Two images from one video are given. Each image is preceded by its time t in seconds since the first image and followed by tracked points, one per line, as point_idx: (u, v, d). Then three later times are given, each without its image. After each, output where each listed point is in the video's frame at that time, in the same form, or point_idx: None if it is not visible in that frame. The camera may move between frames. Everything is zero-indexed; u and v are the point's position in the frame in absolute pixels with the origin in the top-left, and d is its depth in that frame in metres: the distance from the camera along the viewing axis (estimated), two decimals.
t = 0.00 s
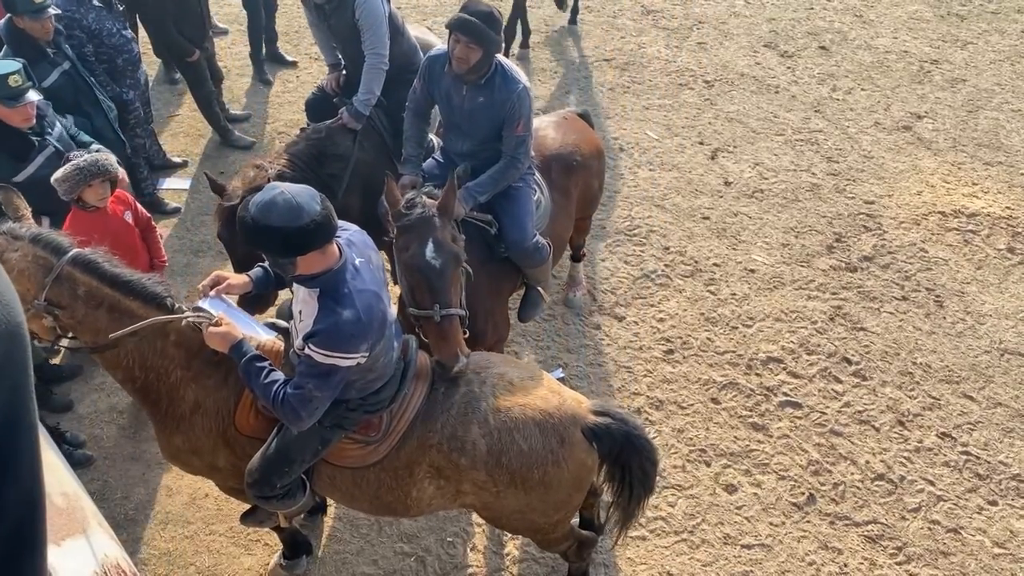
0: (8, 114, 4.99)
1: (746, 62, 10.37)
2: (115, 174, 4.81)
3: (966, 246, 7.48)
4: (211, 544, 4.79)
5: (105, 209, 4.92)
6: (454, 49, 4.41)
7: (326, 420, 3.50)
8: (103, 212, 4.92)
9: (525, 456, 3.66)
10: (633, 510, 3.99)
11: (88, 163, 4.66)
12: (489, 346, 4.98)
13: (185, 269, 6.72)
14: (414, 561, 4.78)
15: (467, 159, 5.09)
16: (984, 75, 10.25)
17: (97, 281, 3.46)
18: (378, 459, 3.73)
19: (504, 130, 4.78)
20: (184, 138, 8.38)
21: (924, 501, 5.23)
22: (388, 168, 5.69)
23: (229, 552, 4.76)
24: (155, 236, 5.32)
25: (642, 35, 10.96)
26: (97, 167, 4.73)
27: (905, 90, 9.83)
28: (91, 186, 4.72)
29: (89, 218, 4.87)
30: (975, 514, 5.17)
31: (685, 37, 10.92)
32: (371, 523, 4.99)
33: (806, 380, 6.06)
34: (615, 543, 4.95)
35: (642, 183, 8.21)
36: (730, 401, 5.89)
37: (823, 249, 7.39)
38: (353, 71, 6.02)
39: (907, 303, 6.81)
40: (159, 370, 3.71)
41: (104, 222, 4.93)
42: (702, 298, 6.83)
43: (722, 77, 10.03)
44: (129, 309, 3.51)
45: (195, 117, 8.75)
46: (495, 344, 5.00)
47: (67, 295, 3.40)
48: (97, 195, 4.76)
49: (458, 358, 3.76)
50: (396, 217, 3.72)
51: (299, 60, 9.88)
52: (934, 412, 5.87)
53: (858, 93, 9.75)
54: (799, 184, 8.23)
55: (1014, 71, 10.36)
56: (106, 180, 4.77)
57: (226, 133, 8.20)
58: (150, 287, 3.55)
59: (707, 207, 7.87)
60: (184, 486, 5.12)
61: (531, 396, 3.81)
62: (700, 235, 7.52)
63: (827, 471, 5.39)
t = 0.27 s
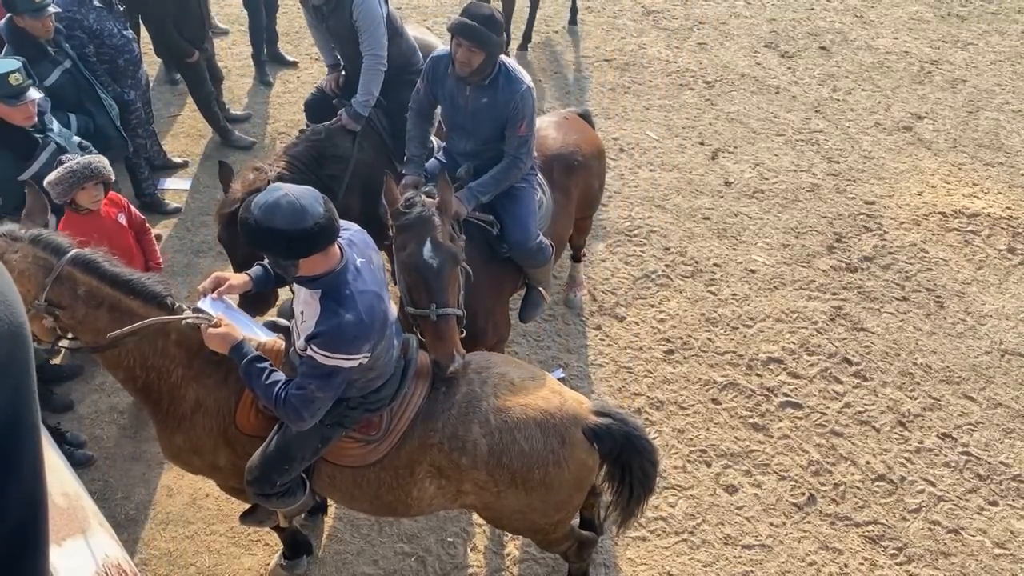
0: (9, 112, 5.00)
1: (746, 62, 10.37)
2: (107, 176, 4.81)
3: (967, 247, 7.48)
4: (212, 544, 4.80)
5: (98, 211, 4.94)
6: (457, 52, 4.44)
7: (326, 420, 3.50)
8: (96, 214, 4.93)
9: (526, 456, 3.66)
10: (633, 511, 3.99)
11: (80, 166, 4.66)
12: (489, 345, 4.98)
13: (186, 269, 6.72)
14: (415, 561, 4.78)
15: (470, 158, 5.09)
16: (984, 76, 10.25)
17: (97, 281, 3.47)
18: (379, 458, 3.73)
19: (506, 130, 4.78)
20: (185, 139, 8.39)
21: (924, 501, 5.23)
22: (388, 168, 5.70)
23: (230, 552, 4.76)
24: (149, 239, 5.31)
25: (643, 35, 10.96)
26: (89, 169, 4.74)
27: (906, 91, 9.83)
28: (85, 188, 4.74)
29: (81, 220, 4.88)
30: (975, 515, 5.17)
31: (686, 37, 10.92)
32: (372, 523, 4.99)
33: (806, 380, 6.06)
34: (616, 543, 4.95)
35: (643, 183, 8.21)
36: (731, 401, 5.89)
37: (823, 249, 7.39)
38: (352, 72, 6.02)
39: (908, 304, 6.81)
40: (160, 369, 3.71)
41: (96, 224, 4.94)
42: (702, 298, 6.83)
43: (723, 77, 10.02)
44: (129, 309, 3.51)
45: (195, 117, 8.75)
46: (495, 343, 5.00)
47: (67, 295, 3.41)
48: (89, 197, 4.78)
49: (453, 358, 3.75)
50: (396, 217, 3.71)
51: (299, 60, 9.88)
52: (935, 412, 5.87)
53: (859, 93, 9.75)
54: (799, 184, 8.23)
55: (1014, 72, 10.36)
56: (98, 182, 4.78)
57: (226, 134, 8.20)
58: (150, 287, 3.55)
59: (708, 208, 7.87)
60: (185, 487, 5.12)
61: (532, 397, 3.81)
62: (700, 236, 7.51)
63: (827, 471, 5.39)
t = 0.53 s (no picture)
0: (9, 111, 5.01)
1: (746, 63, 10.37)
2: (104, 179, 4.80)
3: (967, 247, 7.48)
4: (212, 544, 4.80)
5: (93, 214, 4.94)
6: (459, 52, 4.45)
7: (327, 420, 3.50)
8: (91, 216, 4.93)
9: (526, 457, 3.66)
10: (633, 512, 3.99)
11: (76, 169, 4.66)
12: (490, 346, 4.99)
13: (186, 270, 6.72)
14: (415, 561, 4.78)
15: (471, 159, 5.09)
16: (985, 76, 10.24)
17: (98, 280, 3.47)
18: (380, 458, 3.73)
19: (507, 131, 4.79)
20: (185, 139, 8.39)
21: (924, 501, 5.23)
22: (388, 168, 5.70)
23: (230, 552, 4.77)
24: (145, 240, 5.31)
25: (643, 35, 10.96)
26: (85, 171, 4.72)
27: (906, 91, 9.83)
28: (80, 191, 4.73)
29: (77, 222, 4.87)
30: (975, 515, 5.17)
31: (686, 37, 10.93)
32: (372, 523, 4.99)
33: (806, 381, 6.06)
34: (616, 543, 4.95)
35: (643, 183, 8.21)
36: (731, 401, 5.89)
37: (823, 249, 7.39)
38: (351, 72, 6.03)
39: (908, 304, 6.81)
40: (162, 368, 3.72)
41: (92, 226, 4.94)
42: (702, 298, 6.83)
43: (723, 77, 10.02)
44: (131, 308, 3.51)
45: (195, 117, 8.76)
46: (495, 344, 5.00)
47: (69, 294, 3.42)
48: (86, 200, 4.77)
49: (454, 361, 3.75)
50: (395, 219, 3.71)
51: (299, 60, 9.89)
52: (935, 413, 5.87)
53: (859, 93, 9.75)
54: (800, 184, 8.24)
55: (1015, 72, 10.36)
56: (94, 185, 4.77)
57: (226, 134, 8.20)
58: (153, 286, 3.55)
59: (708, 208, 7.87)
60: (186, 486, 5.13)
61: (532, 397, 3.81)
62: (700, 236, 7.51)
63: (827, 472, 5.39)
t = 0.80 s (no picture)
0: (7, 107, 5.00)
1: (747, 63, 10.36)
2: (100, 180, 4.82)
3: (967, 247, 7.48)
4: (212, 544, 4.80)
5: (91, 215, 4.95)
6: (459, 51, 4.45)
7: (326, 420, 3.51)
8: (89, 216, 4.94)
9: (524, 457, 3.67)
10: (631, 514, 3.99)
11: (73, 170, 4.67)
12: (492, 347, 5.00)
13: (186, 269, 6.73)
14: (415, 561, 4.78)
15: (472, 159, 5.09)
16: (986, 76, 10.24)
17: (97, 280, 3.47)
18: (378, 458, 3.74)
19: (508, 131, 4.78)
20: (185, 139, 8.40)
21: (924, 502, 5.23)
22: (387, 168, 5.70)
23: (230, 552, 4.77)
24: (143, 241, 5.32)
25: (644, 35, 10.96)
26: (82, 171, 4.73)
27: (907, 91, 9.83)
28: (78, 192, 4.73)
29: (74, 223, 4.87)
30: (976, 515, 5.17)
31: (686, 37, 10.92)
32: (372, 522, 4.99)
33: (806, 381, 6.06)
34: (616, 543, 4.95)
35: (643, 183, 8.21)
36: (731, 401, 5.89)
37: (824, 249, 7.39)
38: (350, 72, 6.04)
39: (908, 304, 6.81)
40: (161, 369, 3.72)
41: (89, 227, 4.95)
42: (702, 298, 6.83)
43: (724, 77, 10.02)
44: (130, 309, 3.52)
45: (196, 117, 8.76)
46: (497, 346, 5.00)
47: (68, 294, 3.42)
48: (83, 201, 4.78)
49: (456, 361, 3.74)
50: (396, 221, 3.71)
51: (300, 60, 9.89)
52: (935, 413, 5.87)
53: (859, 93, 9.75)
54: (800, 184, 8.23)
55: (1015, 72, 10.35)
56: (91, 187, 4.78)
57: (227, 133, 8.20)
58: (151, 286, 3.55)
59: (708, 208, 7.87)
60: (186, 486, 5.13)
61: (531, 397, 3.81)
62: (701, 236, 7.51)
63: (828, 472, 5.39)
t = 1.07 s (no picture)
0: (5, 102, 5.00)
1: (747, 63, 10.37)
2: (99, 181, 4.81)
3: (968, 247, 7.48)
4: (212, 544, 4.80)
5: (89, 216, 4.95)
6: (460, 50, 4.45)
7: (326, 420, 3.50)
8: (87, 217, 4.94)
9: (526, 457, 3.67)
10: (632, 513, 4.01)
11: (72, 171, 4.67)
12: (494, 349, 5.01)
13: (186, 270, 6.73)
14: (415, 561, 4.78)
15: (473, 160, 5.09)
16: (986, 76, 10.24)
17: (95, 281, 3.47)
18: (379, 458, 3.74)
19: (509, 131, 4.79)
20: (186, 139, 8.40)
21: (925, 502, 5.23)
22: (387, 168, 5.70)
23: (230, 552, 4.77)
24: (142, 241, 5.32)
25: (644, 36, 10.96)
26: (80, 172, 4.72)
27: (907, 91, 9.83)
28: (75, 194, 4.73)
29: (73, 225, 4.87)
30: (976, 515, 5.17)
31: (687, 38, 10.93)
32: (372, 522, 4.99)
33: (807, 381, 6.06)
34: (616, 543, 4.95)
35: (643, 183, 8.21)
36: (732, 401, 5.90)
37: (824, 250, 7.40)
38: (349, 72, 6.03)
39: (909, 304, 6.81)
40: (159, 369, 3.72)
41: (87, 228, 4.95)
42: (703, 298, 6.83)
43: (724, 78, 10.02)
44: (128, 309, 3.52)
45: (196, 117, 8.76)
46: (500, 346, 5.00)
47: (66, 295, 3.43)
48: (81, 202, 4.77)
49: (456, 366, 3.77)
50: (397, 224, 3.72)
51: (300, 60, 9.90)
52: (935, 413, 5.87)
53: (860, 94, 9.75)
54: (800, 184, 8.24)
55: (1015, 72, 10.35)
56: (90, 188, 4.78)
57: (227, 134, 8.20)
58: (149, 287, 3.55)
59: (709, 208, 7.87)
60: (186, 486, 5.13)
61: (532, 397, 3.81)
62: (701, 236, 7.52)
63: (828, 472, 5.40)
